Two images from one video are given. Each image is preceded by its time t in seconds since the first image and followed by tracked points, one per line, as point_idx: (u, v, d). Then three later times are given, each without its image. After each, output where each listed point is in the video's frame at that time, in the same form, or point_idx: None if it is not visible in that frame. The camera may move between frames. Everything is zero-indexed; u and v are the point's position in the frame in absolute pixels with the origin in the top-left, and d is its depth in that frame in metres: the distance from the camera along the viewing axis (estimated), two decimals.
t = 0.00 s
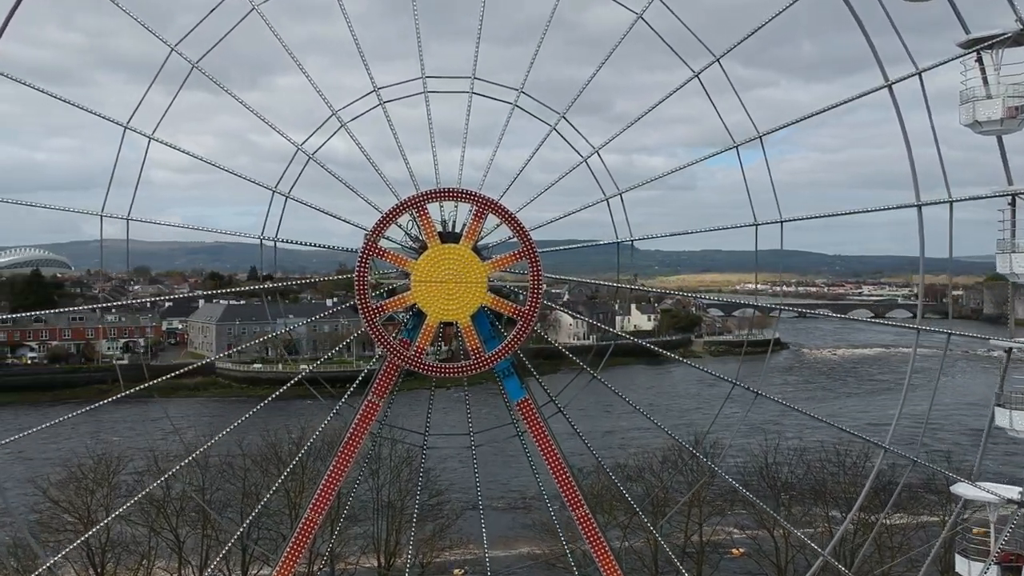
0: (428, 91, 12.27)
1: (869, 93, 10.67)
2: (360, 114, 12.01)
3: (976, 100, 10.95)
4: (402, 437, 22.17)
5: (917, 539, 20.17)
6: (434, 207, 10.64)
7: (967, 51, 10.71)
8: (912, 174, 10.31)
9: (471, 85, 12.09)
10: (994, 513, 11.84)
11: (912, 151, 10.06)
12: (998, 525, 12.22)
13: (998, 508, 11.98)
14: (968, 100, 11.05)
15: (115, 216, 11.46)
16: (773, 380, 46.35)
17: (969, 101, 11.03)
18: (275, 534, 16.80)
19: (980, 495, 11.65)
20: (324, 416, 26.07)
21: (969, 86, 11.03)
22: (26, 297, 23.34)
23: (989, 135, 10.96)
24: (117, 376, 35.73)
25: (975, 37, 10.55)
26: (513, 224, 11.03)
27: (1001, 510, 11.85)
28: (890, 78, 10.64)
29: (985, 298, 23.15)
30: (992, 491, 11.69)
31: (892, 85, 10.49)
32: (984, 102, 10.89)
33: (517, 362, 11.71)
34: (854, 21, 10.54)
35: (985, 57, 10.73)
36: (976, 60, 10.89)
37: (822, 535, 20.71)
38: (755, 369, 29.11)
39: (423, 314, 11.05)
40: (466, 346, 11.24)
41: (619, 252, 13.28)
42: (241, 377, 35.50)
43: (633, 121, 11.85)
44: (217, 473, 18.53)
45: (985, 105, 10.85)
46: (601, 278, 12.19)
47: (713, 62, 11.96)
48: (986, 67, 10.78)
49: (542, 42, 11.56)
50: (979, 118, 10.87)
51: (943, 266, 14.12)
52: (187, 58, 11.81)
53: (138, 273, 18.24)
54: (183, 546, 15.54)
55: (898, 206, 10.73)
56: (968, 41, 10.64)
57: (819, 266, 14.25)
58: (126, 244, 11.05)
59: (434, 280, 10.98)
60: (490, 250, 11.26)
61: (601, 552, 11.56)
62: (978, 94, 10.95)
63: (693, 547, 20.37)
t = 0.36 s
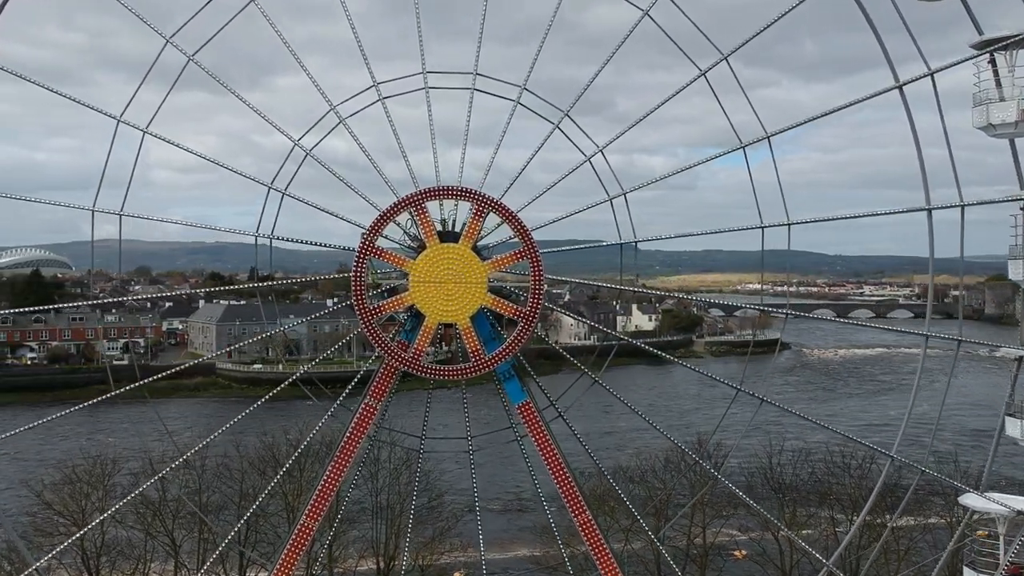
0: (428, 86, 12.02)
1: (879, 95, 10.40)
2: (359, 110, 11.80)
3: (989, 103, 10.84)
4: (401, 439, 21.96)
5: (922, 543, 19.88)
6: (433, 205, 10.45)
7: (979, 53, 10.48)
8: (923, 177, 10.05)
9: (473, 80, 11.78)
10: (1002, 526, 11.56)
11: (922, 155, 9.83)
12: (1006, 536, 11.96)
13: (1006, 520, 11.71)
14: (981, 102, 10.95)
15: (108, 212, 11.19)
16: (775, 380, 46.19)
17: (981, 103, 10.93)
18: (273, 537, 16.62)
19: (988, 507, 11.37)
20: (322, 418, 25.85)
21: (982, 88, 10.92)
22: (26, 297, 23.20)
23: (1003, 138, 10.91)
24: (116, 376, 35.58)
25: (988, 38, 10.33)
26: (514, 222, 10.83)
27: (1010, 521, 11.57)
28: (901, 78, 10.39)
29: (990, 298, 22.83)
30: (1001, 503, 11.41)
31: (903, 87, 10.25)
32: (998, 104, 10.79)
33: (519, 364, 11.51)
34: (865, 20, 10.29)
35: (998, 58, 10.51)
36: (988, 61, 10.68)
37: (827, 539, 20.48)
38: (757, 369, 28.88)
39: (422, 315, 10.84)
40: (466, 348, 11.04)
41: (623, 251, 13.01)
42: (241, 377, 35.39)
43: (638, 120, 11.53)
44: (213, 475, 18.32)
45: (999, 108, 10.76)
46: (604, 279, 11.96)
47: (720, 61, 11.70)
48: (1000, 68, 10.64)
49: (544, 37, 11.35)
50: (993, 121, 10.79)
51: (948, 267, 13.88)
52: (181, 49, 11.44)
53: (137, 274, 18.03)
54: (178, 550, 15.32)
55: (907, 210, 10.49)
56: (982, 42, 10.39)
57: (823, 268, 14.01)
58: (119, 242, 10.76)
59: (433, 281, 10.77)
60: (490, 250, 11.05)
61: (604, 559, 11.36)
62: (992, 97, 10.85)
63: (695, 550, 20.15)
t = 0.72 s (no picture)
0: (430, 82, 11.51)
1: (894, 96, 10.11)
2: (358, 105, 11.37)
3: (1006, 106, 11.37)
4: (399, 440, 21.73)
5: (929, 547, 19.58)
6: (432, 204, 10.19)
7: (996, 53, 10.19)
8: (939, 180, 9.75)
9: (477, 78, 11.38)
10: (1014, 539, 11.25)
11: (938, 159, 9.56)
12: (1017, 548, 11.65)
13: (1018, 532, 11.40)
14: (998, 105, 11.46)
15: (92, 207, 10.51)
16: (776, 380, 45.95)
17: (999, 107, 11.43)
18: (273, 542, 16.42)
19: (999, 521, 11.07)
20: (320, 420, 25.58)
21: (1000, 91, 11.39)
22: (24, 296, 22.96)
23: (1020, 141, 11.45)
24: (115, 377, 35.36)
25: (1006, 38, 10.03)
26: (515, 221, 10.58)
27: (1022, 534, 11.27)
28: (915, 79, 10.06)
29: (995, 299, 22.49)
30: (1013, 516, 11.11)
31: (917, 88, 9.94)
32: (1015, 108, 11.31)
33: (520, 367, 11.25)
34: (880, 19, 10.01)
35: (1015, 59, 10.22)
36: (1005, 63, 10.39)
37: (833, 542, 20.20)
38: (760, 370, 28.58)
39: (421, 317, 10.59)
40: (466, 351, 10.78)
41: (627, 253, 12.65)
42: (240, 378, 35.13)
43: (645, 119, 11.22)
44: (209, 479, 18.06)
45: (1017, 112, 11.30)
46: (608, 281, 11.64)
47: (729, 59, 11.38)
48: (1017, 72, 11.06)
49: (552, 33, 11.05)
50: (1011, 125, 11.33)
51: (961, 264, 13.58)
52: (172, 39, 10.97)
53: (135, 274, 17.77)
54: (175, 554, 15.06)
55: (920, 215, 10.18)
56: (999, 42, 10.09)
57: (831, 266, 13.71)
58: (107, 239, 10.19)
59: (432, 281, 10.52)
60: (491, 249, 10.79)
61: (607, 566, 11.10)
62: (1008, 99, 11.34)
63: (700, 554, 19.89)
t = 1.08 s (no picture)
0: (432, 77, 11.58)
1: (906, 96, 9.86)
2: (359, 103, 11.23)
3: None
4: (397, 443, 21.48)
5: (934, 551, 19.35)
6: (431, 200, 10.01)
7: (1010, 55, 9.95)
8: (950, 183, 9.52)
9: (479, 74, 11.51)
10: None
11: (949, 163, 9.33)
12: None
13: None
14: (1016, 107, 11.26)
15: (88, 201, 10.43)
16: (778, 380, 45.71)
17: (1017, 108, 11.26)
18: (270, 546, 16.24)
19: (1011, 533, 10.81)
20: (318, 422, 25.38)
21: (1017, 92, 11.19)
22: (25, 295, 22.84)
23: None
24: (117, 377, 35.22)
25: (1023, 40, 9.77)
26: (517, 219, 10.37)
27: None
28: (928, 81, 9.82)
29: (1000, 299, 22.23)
30: None
31: (929, 89, 9.70)
32: None
33: (522, 369, 11.04)
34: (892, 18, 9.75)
35: None
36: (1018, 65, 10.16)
37: (838, 546, 19.93)
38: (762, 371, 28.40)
39: (420, 318, 10.38)
40: (466, 353, 10.57)
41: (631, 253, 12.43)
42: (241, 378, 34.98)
43: (650, 119, 11.01)
44: (208, 481, 17.86)
45: None
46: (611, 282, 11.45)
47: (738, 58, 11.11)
48: None
49: (556, 29, 10.91)
50: None
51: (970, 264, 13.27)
52: (175, 32, 10.92)
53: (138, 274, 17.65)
54: (171, 558, 14.86)
55: (931, 219, 9.96)
56: (1016, 43, 9.82)
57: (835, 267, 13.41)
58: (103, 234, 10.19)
59: (430, 281, 10.30)
60: (492, 248, 10.57)
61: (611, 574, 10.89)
62: None
63: (704, 557, 19.69)
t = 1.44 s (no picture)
0: (433, 72, 11.82)
1: (917, 98, 9.76)
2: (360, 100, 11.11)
3: None
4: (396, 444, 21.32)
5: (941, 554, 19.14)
6: (431, 198, 9.83)
7: None
8: (961, 185, 9.45)
9: (481, 71, 11.74)
10: None
11: (959, 165, 9.30)
12: None
13: None
14: None
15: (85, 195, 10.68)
16: (779, 380, 45.47)
17: None
18: (270, 548, 16.06)
19: None
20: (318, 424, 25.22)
21: None
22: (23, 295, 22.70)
23: None
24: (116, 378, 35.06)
25: None
26: (519, 218, 10.16)
27: None
28: (939, 82, 9.64)
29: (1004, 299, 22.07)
30: None
31: (940, 89, 9.52)
32: None
33: (524, 372, 10.84)
34: (903, 18, 9.59)
35: None
36: None
37: (844, 549, 19.72)
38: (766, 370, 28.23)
39: (419, 319, 10.16)
40: (466, 355, 10.36)
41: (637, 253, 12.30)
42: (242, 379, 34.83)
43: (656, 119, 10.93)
44: (205, 484, 17.66)
45: None
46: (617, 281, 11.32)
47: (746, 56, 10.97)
48: None
49: (558, 28, 10.98)
50: None
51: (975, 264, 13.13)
52: (175, 27, 11.16)
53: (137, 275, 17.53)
54: (168, 561, 14.68)
55: (943, 222, 9.78)
56: None
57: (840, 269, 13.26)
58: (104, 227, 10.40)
59: (430, 281, 10.09)
60: (494, 248, 10.36)
61: None
62: None
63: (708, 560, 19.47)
